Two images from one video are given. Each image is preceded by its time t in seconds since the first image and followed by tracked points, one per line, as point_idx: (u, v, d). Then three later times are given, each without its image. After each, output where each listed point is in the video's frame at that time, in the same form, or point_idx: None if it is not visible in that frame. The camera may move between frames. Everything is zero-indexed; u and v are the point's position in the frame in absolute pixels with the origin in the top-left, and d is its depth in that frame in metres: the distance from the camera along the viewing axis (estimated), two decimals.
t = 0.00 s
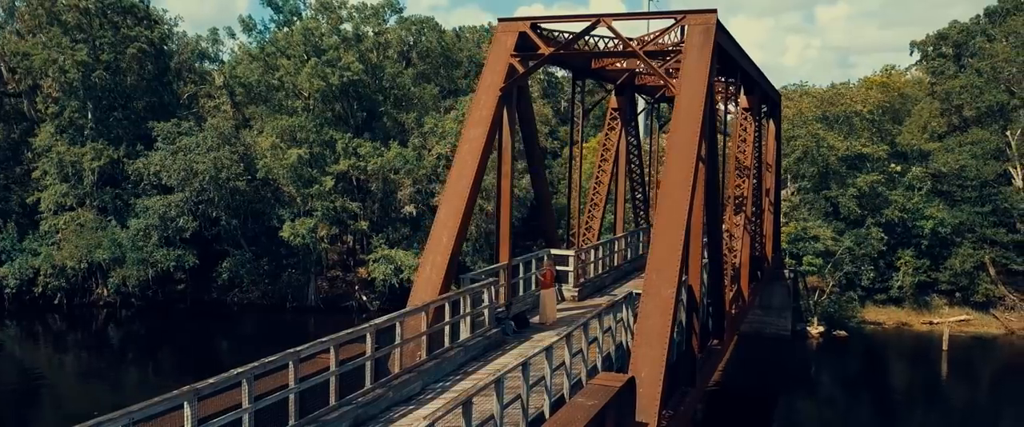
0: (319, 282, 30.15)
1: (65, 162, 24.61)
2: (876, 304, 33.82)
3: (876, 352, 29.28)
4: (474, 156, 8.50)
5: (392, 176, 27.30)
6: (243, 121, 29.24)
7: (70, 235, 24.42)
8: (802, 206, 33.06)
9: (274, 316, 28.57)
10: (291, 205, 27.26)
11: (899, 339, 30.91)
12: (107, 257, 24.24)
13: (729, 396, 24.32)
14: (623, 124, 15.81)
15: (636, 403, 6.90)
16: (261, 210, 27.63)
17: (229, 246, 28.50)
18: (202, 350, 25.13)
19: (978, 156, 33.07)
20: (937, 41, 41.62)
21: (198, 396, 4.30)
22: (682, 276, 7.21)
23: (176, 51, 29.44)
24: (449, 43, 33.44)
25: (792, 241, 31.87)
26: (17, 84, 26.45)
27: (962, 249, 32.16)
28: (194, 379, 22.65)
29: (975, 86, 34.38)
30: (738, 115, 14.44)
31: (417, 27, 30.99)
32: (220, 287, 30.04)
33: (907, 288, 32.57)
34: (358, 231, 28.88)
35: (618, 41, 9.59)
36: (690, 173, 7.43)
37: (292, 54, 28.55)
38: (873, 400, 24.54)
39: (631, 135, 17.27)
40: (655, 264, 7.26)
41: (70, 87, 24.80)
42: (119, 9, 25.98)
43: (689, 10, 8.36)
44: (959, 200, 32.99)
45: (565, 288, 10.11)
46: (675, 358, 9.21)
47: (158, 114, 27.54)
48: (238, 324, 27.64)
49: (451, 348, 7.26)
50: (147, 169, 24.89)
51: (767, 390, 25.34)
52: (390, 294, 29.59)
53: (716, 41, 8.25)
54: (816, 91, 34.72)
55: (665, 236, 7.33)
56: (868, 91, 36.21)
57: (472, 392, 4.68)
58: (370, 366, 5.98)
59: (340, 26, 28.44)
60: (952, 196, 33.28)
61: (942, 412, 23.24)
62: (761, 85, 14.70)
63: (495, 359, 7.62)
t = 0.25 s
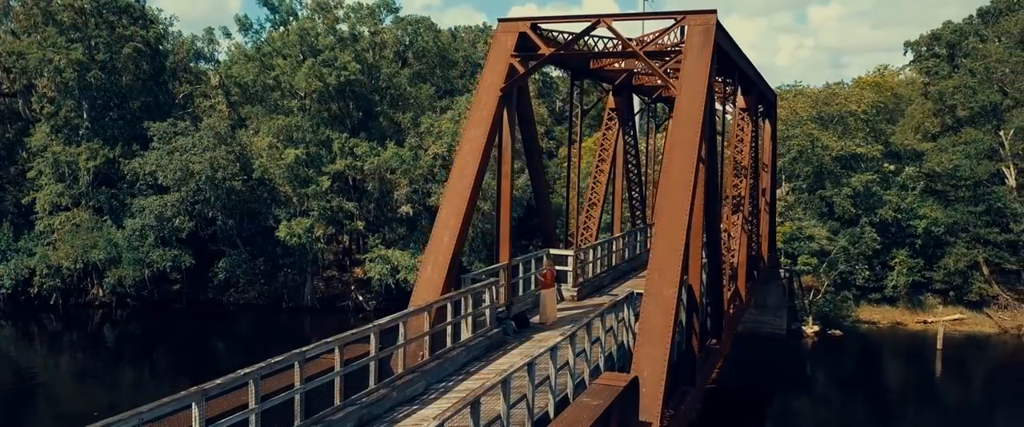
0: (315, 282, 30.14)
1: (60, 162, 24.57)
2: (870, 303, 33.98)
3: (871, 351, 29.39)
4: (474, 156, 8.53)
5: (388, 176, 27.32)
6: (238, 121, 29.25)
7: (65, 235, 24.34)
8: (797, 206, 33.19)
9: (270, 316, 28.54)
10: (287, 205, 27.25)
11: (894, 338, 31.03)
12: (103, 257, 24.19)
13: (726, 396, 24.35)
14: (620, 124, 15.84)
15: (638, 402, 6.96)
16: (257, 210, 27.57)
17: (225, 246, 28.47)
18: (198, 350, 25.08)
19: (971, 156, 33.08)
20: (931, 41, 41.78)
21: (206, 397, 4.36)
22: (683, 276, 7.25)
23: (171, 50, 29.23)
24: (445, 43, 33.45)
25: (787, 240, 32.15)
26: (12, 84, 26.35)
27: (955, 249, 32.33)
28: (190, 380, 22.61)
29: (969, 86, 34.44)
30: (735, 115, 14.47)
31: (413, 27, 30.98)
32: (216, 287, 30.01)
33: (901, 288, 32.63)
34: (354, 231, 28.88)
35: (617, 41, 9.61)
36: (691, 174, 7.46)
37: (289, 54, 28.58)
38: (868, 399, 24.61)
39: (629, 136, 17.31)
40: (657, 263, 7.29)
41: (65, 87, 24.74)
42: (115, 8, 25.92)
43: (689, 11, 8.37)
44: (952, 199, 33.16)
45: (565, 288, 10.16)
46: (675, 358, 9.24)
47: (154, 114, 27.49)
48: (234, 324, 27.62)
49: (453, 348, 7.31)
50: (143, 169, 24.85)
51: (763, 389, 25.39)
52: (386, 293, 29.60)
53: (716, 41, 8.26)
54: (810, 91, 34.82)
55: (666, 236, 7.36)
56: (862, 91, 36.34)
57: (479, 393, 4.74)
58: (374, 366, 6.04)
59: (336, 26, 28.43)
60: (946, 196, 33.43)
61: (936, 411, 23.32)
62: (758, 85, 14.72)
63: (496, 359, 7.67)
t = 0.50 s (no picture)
0: (311, 282, 30.09)
1: (55, 162, 24.51)
2: (864, 302, 34.07)
3: (865, 350, 29.50)
4: (475, 156, 8.56)
5: (384, 176, 27.31)
6: (234, 121, 29.21)
7: (60, 235, 24.27)
8: (792, 205, 33.31)
9: (266, 316, 28.50)
10: (283, 205, 27.23)
11: (888, 337, 31.15)
12: (98, 257, 24.10)
13: (722, 395, 24.40)
14: (618, 123, 15.85)
15: (641, 402, 7.01)
16: (253, 210, 27.61)
17: (220, 246, 28.41)
18: (193, 350, 25.08)
19: (964, 156, 33.32)
20: (924, 41, 41.93)
21: (214, 397, 4.46)
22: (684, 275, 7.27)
23: (166, 51, 29.26)
24: (440, 43, 33.45)
25: (782, 240, 32.36)
26: (6, 83, 26.25)
27: (949, 248, 32.51)
28: (186, 380, 22.57)
29: (961, 86, 34.65)
30: (732, 115, 14.50)
31: (409, 27, 30.96)
32: (211, 287, 29.96)
33: (896, 287, 32.73)
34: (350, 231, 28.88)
35: (617, 41, 9.62)
36: (692, 173, 7.48)
37: (284, 54, 28.56)
38: (863, 398, 24.71)
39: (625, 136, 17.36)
40: (659, 263, 7.31)
41: (60, 86, 24.67)
42: (110, 8, 25.82)
43: (688, 11, 8.40)
44: (946, 199, 33.34)
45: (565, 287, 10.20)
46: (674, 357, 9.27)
47: (150, 114, 27.40)
48: (229, 324, 27.57)
49: (455, 348, 7.38)
50: (138, 169, 24.80)
51: (758, 389, 25.46)
52: (382, 293, 29.60)
53: (715, 42, 8.29)
54: (805, 91, 34.90)
55: (667, 236, 7.40)
56: (856, 91, 36.46)
57: (487, 393, 4.79)
58: (378, 366, 6.11)
59: (332, 26, 28.37)
60: (940, 195, 33.60)
61: (930, 409, 23.43)
62: (754, 85, 14.77)
63: (498, 359, 7.73)
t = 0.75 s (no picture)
0: (307, 283, 30.08)
1: (49, 162, 24.44)
2: (859, 302, 34.10)
3: (859, 349, 29.63)
4: (475, 156, 8.61)
5: (380, 176, 27.32)
6: (229, 121, 29.23)
7: (55, 235, 24.18)
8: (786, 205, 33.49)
9: (261, 316, 28.46)
10: (279, 205, 27.23)
11: (881, 336, 31.30)
12: (94, 258, 24.00)
13: (717, 394, 24.47)
14: (614, 123, 15.90)
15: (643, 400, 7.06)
16: (248, 210, 27.69)
17: (215, 246, 28.36)
18: (188, 351, 24.96)
19: (957, 156, 33.63)
20: (917, 42, 42.14)
21: (221, 397, 4.53)
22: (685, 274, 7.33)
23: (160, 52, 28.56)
24: (435, 43, 33.50)
25: (777, 239, 32.35)
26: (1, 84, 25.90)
27: (942, 247, 32.70)
28: (182, 380, 22.52)
29: (953, 87, 34.96)
30: (729, 115, 14.56)
31: (404, 27, 31.02)
32: (206, 288, 29.92)
33: (889, 286, 32.93)
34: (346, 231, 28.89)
35: (616, 42, 9.66)
36: (692, 174, 7.53)
37: (279, 54, 28.44)
38: (857, 396, 24.83)
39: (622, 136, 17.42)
40: (660, 262, 7.36)
41: (55, 86, 24.60)
42: (105, 7, 25.74)
43: (688, 12, 8.44)
44: (939, 199, 33.52)
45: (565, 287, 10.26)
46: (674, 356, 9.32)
47: (145, 114, 27.36)
48: (225, 324, 27.53)
49: (457, 348, 7.43)
50: (134, 168, 24.74)
51: (753, 388, 25.53)
52: (377, 293, 29.62)
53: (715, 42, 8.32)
54: (799, 91, 35.01)
55: (668, 236, 7.45)
56: (850, 91, 36.63)
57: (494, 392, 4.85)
58: (382, 366, 6.18)
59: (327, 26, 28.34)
60: (933, 195, 33.80)
61: (923, 408, 23.54)
62: (751, 85, 14.82)
63: (499, 359, 7.79)
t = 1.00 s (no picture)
0: (302, 282, 30.08)
1: (44, 162, 24.41)
2: (851, 301, 34.24)
3: (852, 347, 29.79)
4: (475, 155, 8.65)
5: (376, 176, 27.35)
6: (224, 121, 29.20)
7: (50, 235, 24.11)
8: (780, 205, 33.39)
9: (256, 316, 28.43)
10: (274, 205, 27.24)
11: (874, 335, 31.48)
12: (89, 258, 23.96)
13: (712, 393, 24.55)
14: (611, 123, 15.96)
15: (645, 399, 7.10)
16: (244, 210, 27.60)
17: (210, 246, 28.33)
18: (183, 351, 24.91)
19: (949, 155, 33.70)
20: (909, 42, 42.35)
21: (229, 397, 4.58)
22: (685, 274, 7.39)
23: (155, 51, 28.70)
24: (429, 43, 33.54)
25: (770, 239, 32.29)
26: None
27: (934, 246, 32.90)
28: (177, 381, 22.50)
29: (946, 87, 35.08)
30: (725, 115, 14.63)
31: (399, 27, 31.04)
32: (201, 288, 29.88)
33: (882, 285, 33.16)
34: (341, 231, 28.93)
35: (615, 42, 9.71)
36: (692, 174, 7.59)
37: (275, 53, 28.48)
38: (850, 395, 24.98)
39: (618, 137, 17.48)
40: (660, 262, 7.43)
41: (50, 86, 24.53)
42: (100, 7, 25.71)
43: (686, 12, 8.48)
44: (931, 198, 33.71)
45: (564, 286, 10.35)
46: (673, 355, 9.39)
47: (139, 114, 27.34)
48: (220, 324, 27.50)
49: (458, 348, 7.50)
50: (129, 168, 24.70)
51: (748, 387, 25.67)
52: (373, 293, 29.66)
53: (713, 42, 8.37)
54: (793, 91, 35.15)
55: (669, 236, 7.51)
56: (843, 90, 36.80)
57: (501, 392, 4.92)
58: (385, 366, 6.23)
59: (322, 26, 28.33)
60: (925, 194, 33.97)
61: (915, 406, 23.69)
62: (746, 86, 14.89)
63: (499, 358, 7.86)
